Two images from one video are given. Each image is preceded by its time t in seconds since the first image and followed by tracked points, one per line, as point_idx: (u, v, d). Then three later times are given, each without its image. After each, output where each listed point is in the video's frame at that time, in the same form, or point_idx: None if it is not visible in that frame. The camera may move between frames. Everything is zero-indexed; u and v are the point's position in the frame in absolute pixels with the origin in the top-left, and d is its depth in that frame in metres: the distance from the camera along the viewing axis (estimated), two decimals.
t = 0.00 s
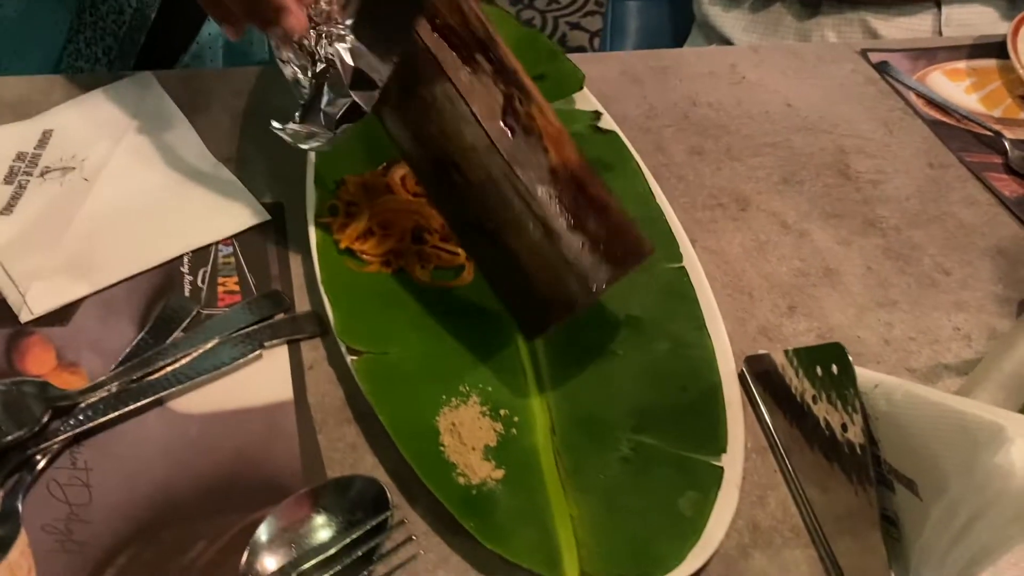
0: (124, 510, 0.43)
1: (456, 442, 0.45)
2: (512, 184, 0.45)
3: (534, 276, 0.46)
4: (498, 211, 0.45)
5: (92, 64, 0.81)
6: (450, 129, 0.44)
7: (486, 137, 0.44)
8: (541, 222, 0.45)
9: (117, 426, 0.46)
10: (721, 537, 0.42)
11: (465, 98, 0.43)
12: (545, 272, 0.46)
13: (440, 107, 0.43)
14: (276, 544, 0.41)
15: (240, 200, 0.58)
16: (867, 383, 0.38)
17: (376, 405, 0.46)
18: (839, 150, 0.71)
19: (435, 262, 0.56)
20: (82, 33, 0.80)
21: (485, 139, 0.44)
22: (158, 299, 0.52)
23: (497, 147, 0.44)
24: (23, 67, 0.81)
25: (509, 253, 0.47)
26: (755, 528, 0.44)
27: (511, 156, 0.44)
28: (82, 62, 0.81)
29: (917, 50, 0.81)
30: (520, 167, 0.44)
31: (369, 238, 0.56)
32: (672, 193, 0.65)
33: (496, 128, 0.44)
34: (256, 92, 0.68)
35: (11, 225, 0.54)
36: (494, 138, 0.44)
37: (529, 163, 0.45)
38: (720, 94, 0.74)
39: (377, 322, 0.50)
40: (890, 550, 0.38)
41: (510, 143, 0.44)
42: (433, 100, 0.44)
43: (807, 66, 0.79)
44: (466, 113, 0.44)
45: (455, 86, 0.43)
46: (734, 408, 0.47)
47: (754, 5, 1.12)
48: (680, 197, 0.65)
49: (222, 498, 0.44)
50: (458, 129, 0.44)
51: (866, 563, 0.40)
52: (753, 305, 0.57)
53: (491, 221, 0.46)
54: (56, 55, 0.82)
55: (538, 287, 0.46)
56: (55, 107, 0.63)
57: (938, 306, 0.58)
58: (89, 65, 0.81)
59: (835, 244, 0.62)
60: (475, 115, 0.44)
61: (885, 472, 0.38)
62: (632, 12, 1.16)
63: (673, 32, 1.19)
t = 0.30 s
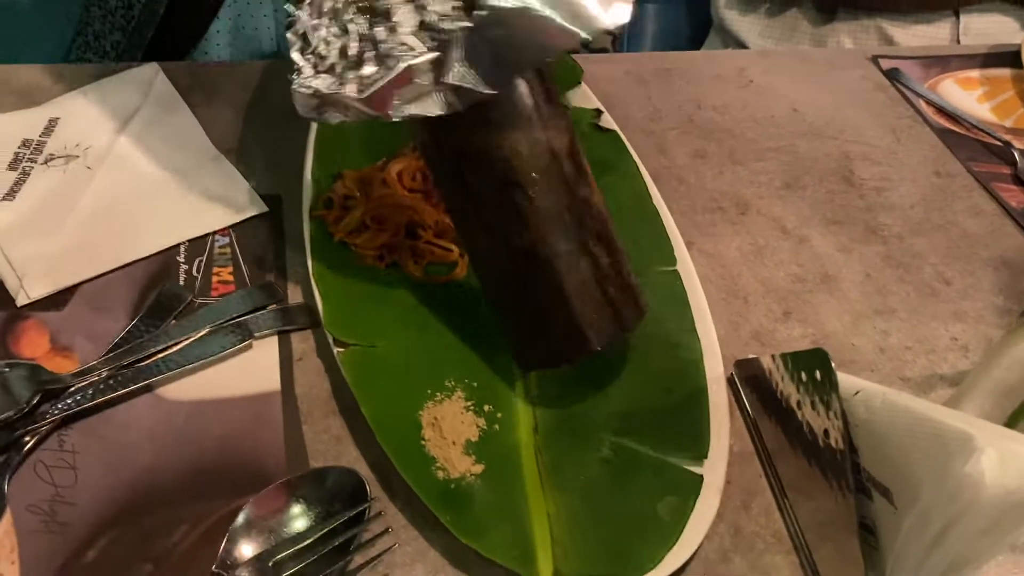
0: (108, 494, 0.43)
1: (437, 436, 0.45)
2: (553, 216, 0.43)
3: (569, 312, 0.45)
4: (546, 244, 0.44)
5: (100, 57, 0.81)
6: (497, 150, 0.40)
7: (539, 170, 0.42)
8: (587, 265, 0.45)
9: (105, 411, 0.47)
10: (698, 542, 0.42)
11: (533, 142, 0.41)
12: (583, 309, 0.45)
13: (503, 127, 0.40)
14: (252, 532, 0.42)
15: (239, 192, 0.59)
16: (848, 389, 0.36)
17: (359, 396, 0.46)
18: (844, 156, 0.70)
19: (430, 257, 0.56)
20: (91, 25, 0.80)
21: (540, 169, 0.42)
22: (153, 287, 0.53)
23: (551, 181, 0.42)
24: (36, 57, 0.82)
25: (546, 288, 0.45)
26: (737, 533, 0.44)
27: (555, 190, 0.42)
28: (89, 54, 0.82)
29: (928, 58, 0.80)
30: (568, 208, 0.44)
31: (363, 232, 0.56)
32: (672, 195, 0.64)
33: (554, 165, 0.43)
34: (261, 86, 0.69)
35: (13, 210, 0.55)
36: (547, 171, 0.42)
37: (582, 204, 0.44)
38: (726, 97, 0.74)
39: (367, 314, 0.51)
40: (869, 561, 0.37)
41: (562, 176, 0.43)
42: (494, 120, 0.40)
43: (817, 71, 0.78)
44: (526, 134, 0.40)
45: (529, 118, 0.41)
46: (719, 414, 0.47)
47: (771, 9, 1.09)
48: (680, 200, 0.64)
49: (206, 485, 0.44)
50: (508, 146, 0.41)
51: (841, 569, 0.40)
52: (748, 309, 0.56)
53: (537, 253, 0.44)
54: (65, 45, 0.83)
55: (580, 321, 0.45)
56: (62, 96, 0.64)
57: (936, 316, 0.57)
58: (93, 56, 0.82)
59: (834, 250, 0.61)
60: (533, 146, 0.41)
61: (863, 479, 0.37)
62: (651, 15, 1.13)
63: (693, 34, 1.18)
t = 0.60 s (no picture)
0: (129, 495, 0.45)
1: (448, 446, 0.46)
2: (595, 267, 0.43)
3: (606, 356, 0.45)
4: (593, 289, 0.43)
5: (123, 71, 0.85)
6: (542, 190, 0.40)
7: (584, 222, 0.42)
8: (626, 310, 0.45)
9: (128, 414, 0.48)
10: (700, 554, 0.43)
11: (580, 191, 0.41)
12: (617, 352, 0.45)
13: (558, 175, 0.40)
14: (267, 534, 0.43)
15: (261, 205, 0.61)
16: (846, 406, 0.39)
17: (372, 406, 0.47)
18: (855, 173, 0.70)
19: (442, 269, 0.58)
20: (119, 47, 0.85)
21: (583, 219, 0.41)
22: (177, 296, 0.55)
23: (597, 235, 0.42)
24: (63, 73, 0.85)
25: (591, 328, 0.44)
26: (740, 543, 0.46)
27: (595, 244, 0.42)
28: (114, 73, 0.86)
29: (943, 74, 0.80)
30: (608, 263, 0.43)
31: (378, 244, 0.57)
32: (682, 211, 0.65)
33: (598, 215, 0.42)
34: (283, 102, 0.71)
35: (44, 221, 0.57)
36: (589, 221, 0.42)
37: (622, 257, 0.44)
38: (738, 114, 0.74)
39: (382, 326, 0.52)
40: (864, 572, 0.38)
41: (603, 233, 0.43)
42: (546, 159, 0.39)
43: (830, 88, 0.78)
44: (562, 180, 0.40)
45: (576, 168, 0.41)
46: (723, 427, 0.48)
47: (788, 25, 1.07)
48: (691, 215, 0.65)
49: (224, 487, 0.46)
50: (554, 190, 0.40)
51: None
52: (756, 323, 0.57)
53: (587, 298, 0.43)
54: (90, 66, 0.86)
55: (621, 367, 0.45)
56: (92, 109, 0.66)
57: (944, 333, 0.57)
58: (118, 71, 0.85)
59: (843, 266, 0.62)
60: (576, 196, 0.41)
61: (862, 493, 0.38)
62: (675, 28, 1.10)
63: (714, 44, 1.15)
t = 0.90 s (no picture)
0: (154, 501, 0.48)
1: (453, 455, 0.49)
2: (602, 279, 0.45)
3: (612, 365, 0.47)
4: (600, 300, 0.45)
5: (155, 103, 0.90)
6: (552, 207, 0.42)
7: (592, 236, 0.44)
8: (629, 319, 0.47)
9: (153, 425, 0.51)
10: (692, 558, 0.46)
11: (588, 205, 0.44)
12: (622, 361, 0.47)
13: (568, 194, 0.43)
14: (282, 538, 0.46)
15: (277, 224, 0.64)
16: (828, 417, 0.42)
17: (383, 417, 0.50)
18: (851, 191, 0.72)
19: (449, 287, 0.61)
20: (152, 78, 0.88)
21: (591, 232, 0.44)
22: (198, 312, 0.58)
23: (606, 247, 0.45)
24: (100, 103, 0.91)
25: (599, 337, 0.46)
26: (731, 549, 0.49)
27: (602, 254, 0.45)
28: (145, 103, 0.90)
29: (941, 93, 0.81)
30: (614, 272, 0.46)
31: (389, 262, 0.60)
32: (682, 227, 0.67)
33: (605, 229, 0.45)
34: (298, 126, 0.74)
35: (73, 241, 0.61)
36: (597, 234, 0.44)
37: (627, 269, 0.47)
38: (738, 132, 0.76)
39: (393, 341, 0.55)
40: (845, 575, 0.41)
41: (609, 244, 0.45)
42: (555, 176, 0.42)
43: (828, 107, 0.80)
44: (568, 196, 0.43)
45: (584, 184, 0.43)
46: (716, 438, 0.50)
47: (791, 41, 1.08)
48: (690, 231, 0.67)
49: (243, 494, 0.48)
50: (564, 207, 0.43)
51: None
52: (751, 338, 0.59)
53: (594, 308, 0.45)
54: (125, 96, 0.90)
55: (627, 375, 0.47)
56: (117, 134, 0.70)
57: (933, 347, 0.59)
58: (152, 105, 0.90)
59: (837, 282, 0.64)
60: (584, 210, 0.43)
61: (843, 500, 0.41)
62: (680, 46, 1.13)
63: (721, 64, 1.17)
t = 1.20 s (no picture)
0: (178, 479, 0.50)
1: (466, 435, 0.50)
2: (609, 251, 0.48)
3: (618, 335, 0.50)
4: (607, 272, 0.48)
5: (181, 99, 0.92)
6: (563, 180, 0.45)
7: (602, 209, 0.47)
8: (634, 289, 0.50)
9: (176, 407, 0.53)
10: (698, 535, 0.47)
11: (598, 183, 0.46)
12: (627, 332, 0.50)
13: (580, 168, 0.45)
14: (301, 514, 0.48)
15: (294, 215, 0.66)
16: (830, 395, 0.44)
17: (398, 399, 0.52)
18: (856, 181, 0.73)
19: (462, 275, 0.62)
20: (177, 69, 0.91)
21: (600, 205, 0.46)
22: (219, 299, 0.60)
23: (614, 221, 0.48)
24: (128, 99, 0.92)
25: (607, 310, 0.49)
26: (737, 527, 0.50)
27: (611, 227, 0.48)
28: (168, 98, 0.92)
29: (947, 85, 0.82)
30: (622, 246, 0.49)
31: (404, 250, 0.61)
32: (690, 217, 0.68)
33: (613, 202, 0.47)
34: (313, 120, 0.76)
35: (97, 231, 0.63)
36: (606, 208, 0.47)
37: (634, 244, 0.50)
38: (745, 125, 0.77)
39: (408, 325, 0.57)
40: (846, 548, 0.43)
41: (617, 218, 0.48)
42: (569, 153, 0.44)
43: (834, 99, 0.81)
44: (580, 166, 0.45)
45: (595, 162, 0.45)
46: (722, 420, 0.52)
47: (799, 36, 1.09)
48: (697, 221, 0.68)
49: (263, 472, 0.50)
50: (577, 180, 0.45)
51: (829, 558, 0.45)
52: (757, 324, 0.60)
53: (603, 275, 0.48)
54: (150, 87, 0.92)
55: (631, 344, 0.50)
56: (138, 129, 0.72)
57: (937, 332, 0.60)
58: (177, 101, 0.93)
59: (842, 270, 0.65)
60: (596, 185, 0.46)
61: (846, 476, 0.43)
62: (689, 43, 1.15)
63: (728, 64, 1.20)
